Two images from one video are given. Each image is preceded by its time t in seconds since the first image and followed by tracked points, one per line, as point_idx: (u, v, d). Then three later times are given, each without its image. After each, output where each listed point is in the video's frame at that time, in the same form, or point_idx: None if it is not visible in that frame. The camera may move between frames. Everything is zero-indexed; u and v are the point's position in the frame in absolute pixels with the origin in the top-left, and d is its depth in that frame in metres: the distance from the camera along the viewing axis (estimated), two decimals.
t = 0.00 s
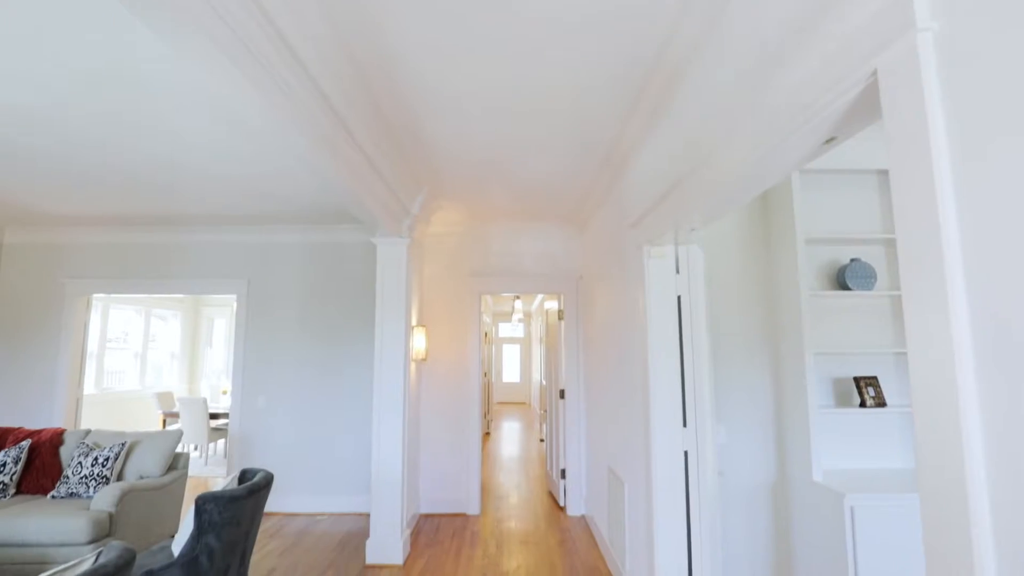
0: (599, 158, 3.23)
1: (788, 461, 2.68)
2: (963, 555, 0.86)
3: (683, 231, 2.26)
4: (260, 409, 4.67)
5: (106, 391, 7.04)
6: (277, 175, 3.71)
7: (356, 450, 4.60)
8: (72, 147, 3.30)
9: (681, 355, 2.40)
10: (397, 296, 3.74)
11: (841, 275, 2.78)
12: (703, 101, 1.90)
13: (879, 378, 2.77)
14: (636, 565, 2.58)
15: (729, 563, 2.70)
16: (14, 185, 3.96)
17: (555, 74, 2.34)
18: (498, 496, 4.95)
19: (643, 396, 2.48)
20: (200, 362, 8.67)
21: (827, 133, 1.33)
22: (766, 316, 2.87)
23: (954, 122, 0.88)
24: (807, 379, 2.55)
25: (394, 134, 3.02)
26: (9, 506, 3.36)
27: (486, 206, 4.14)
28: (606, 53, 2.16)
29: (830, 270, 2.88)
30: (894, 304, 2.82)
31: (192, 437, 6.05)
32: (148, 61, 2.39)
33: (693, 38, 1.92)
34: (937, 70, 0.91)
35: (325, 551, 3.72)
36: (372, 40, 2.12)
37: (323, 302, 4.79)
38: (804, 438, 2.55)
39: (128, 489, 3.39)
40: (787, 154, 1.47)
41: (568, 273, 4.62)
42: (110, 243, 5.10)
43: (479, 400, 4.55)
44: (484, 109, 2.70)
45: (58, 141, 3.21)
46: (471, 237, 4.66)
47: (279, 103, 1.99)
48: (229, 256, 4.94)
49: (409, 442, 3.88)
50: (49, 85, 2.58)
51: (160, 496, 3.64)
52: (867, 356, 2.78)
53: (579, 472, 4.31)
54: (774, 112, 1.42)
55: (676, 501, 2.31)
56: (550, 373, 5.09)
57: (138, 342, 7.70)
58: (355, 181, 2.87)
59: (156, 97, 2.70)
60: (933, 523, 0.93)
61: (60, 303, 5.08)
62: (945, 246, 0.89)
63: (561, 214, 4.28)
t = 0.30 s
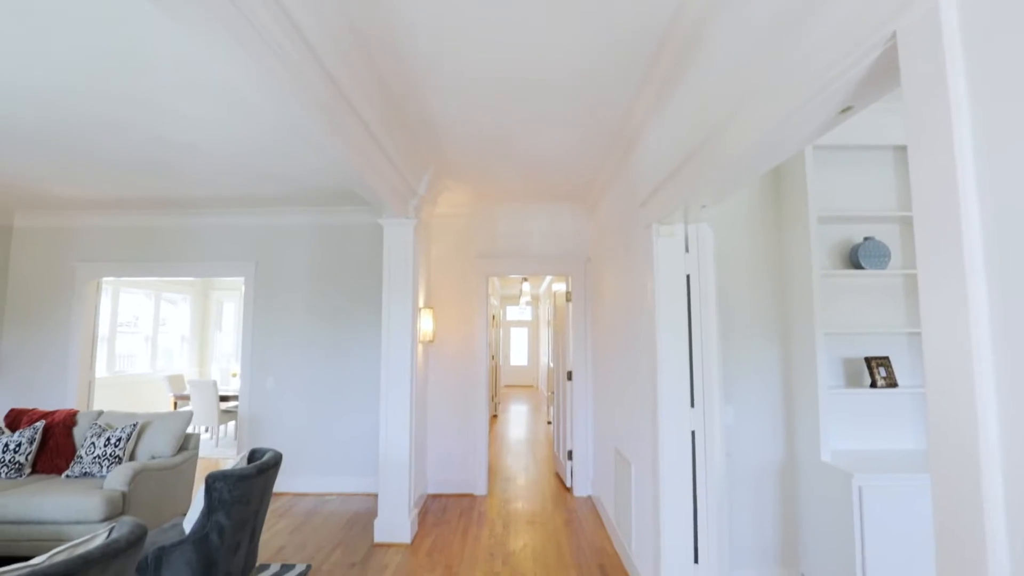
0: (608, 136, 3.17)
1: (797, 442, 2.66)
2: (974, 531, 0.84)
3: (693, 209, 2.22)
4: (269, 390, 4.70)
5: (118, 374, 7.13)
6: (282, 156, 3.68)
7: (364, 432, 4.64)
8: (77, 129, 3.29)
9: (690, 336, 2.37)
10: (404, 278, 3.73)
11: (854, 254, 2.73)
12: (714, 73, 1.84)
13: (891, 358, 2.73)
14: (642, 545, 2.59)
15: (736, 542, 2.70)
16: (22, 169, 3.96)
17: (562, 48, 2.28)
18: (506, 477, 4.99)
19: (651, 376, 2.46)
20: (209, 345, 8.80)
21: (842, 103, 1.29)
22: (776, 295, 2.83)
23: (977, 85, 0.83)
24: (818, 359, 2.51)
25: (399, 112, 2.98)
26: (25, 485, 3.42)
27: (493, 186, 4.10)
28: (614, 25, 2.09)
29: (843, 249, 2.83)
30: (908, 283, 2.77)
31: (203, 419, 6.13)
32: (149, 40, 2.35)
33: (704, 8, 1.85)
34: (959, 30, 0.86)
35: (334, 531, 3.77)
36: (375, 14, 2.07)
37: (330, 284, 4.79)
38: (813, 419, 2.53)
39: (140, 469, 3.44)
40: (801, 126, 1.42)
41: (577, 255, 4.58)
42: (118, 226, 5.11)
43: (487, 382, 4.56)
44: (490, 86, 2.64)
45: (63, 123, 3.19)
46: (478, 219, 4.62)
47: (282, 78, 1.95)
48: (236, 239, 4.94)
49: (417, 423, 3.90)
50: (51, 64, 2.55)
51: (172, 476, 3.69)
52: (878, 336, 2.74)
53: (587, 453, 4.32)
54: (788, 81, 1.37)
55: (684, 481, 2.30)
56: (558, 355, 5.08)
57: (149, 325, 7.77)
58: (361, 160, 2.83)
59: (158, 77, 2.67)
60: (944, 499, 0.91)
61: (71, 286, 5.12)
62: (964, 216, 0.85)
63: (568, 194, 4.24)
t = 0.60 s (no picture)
0: (617, 114, 3.12)
1: (807, 423, 2.64)
2: (991, 506, 0.83)
3: (704, 187, 2.18)
4: (279, 372, 4.74)
5: (131, 357, 7.23)
6: (288, 137, 3.66)
7: (373, 414, 4.67)
8: (85, 112, 3.28)
9: (699, 316, 2.35)
10: (411, 260, 3.72)
11: (869, 233, 2.68)
12: (726, 45, 1.79)
13: (905, 339, 2.69)
14: (650, 524, 2.60)
15: (743, 523, 2.70)
16: (31, 152, 3.97)
17: (571, 23, 2.23)
18: (514, 459, 5.02)
19: (660, 357, 2.44)
20: (220, 328, 8.92)
21: (859, 70, 1.24)
22: (788, 276, 2.79)
23: (1004, 44, 0.79)
24: (829, 340, 2.48)
25: (406, 92, 2.94)
26: (42, 464, 3.48)
27: (501, 167, 4.06)
28: None
29: (856, 228, 2.78)
30: (923, 263, 2.72)
31: (215, 401, 6.21)
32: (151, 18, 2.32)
33: None
34: None
35: (344, 510, 3.82)
36: None
37: (339, 267, 4.80)
38: (823, 400, 2.50)
39: (153, 449, 3.49)
40: (817, 95, 1.38)
41: (586, 237, 4.54)
42: (127, 210, 5.13)
43: (495, 364, 4.56)
44: (497, 63, 2.60)
45: (70, 105, 3.19)
46: (485, 200, 4.59)
47: (285, 55, 1.92)
48: (244, 222, 4.95)
49: (426, 405, 3.92)
50: (55, 44, 2.53)
51: (185, 456, 3.74)
52: (892, 317, 2.70)
53: (594, 435, 4.33)
54: (803, 49, 1.32)
55: (692, 462, 2.29)
56: (566, 338, 5.07)
57: (161, 309, 7.85)
58: (367, 140, 2.80)
59: (162, 57, 2.64)
60: (960, 475, 0.89)
61: (83, 270, 5.17)
62: (986, 183, 0.82)
63: (577, 175, 4.19)
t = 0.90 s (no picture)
0: (629, 92, 3.06)
1: (820, 407, 2.61)
2: (1015, 485, 0.80)
3: (716, 165, 2.13)
4: (291, 356, 4.78)
5: (147, 341, 7.33)
6: (297, 120, 3.64)
7: (384, 397, 4.70)
8: (94, 95, 3.29)
9: (711, 297, 2.31)
10: (420, 243, 3.70)
11: (886, 213, 2.62)
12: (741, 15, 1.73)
13: (922, 322, 2.63)
14: (659, 506, 2.59)
15: (753, 506, 2.68)
16: (43, 136, 4.00)
17: None
18: (524, 443, 5.03)
19: (670, 339, 2.42)
20: (234, 314, 9.01)
21: (881, 36, 1.19)
22: (802, 257, 2.74)
23: None
24: (844, 322, 2.44)
25: (413, 72, 2.90)
26: (61, 445, 3.56)
27: (510, 149, 4.01)
28: None
29: (874, 209, 2.72)
30: (942, 244, 2.65)
31: (229, 384, 6.29)
32: None
33: None
34: None
35: (356, 491, 3.86)
36: None
37: (348, 251, 4.80)
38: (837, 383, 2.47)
39: (168, 431, 3.54)
40: (836, 65, 1.32)
41: (596, 219, 4.49)
42: (140, 195, 5.17)
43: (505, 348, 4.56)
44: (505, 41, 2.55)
45: (80, 89, 3.20)
46: (495, 183, 4.55)
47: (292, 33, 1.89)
48: (255, 206, 4.96)
49: (436, 387, 3.93)
50: (63, 26, 2.52)
51: (199, 437, 3.80)
52: (909, 299, 2.64)
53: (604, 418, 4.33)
54: (821, 15, 1.27)
55: (702, 444, 2.27)
56: (576, 322, 5.05)
57: (175, 295, 7.93)
58: (375, 121, 2.77)
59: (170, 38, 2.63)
60: (979, 451, 0.86)
61: (98, 254, 5.23)
62: (1017, 149, 0.78)
63: (587, 156, 4.13)
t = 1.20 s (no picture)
0: (643, 73, 2.99)
1: (837, 393, 2.56)
2: None
3: (732, 144, 2.08)
4: (305, 341, 4.82)
5: (165, 327, 7.45)
6: (307, 104, 3.62)
7: (397, 382, 4.73)
8: (108, 81, 3.30)
9: (726, 281, 2.26)
10: (432, 228, 3.69)
11: (908, 194, 2.54)
12: None
13: (944, 306, 2.56)
14: (671, 492, 2.57)
15: (767, 493, 2.65)
16: (60, 123, 4.04)
17: None
18: (536, 428, 5.04)
19: (683, 324, 2.38)
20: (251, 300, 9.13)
21: (907, 2, 1.13)
22: (821, 240, 2.67)
23: None
24: (863, 306, 2.38)
25: (423, 55, 2.86)
26: (82, 427, 3.64)
27: (522, 132, 3.96)
28: None
29: (895, 190, 2.64)
30: (966, 226, 2.57)
31: (245, 369, 6.38)
32: None
33: None
34: None
35: (370, 475, 3.90)
36: None
37: (361, 236, 4.81)
38: (854, 368, 2.41)
39: (185, 413, 3.60)
40: (858, 33, 1.27)
41: (609, 204, 4.43)
42: (156, 182, 5.22)
43: (517, 334, 4.55)
44: (515, 21, 2.50)
45: (93, 74, 3.21)
46: (507, 168, 4.51)
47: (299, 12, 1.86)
48: (268, 191, 4.98)
49: (448, 372, 3.94)
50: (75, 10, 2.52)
51: (215, 420, 3.85)
52: (930, 283, 2.57)
53: (617, 404, 4.30)
54: None
55: (715, 430, 2.24)
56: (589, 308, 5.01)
57: (192, 281, 8.03)
58: (387, 104, 2.74)
59: (180, 22, 2.61)
60: None
61: (115, 240, 5.30)
62: None
63: (600, 139, 4.07)
